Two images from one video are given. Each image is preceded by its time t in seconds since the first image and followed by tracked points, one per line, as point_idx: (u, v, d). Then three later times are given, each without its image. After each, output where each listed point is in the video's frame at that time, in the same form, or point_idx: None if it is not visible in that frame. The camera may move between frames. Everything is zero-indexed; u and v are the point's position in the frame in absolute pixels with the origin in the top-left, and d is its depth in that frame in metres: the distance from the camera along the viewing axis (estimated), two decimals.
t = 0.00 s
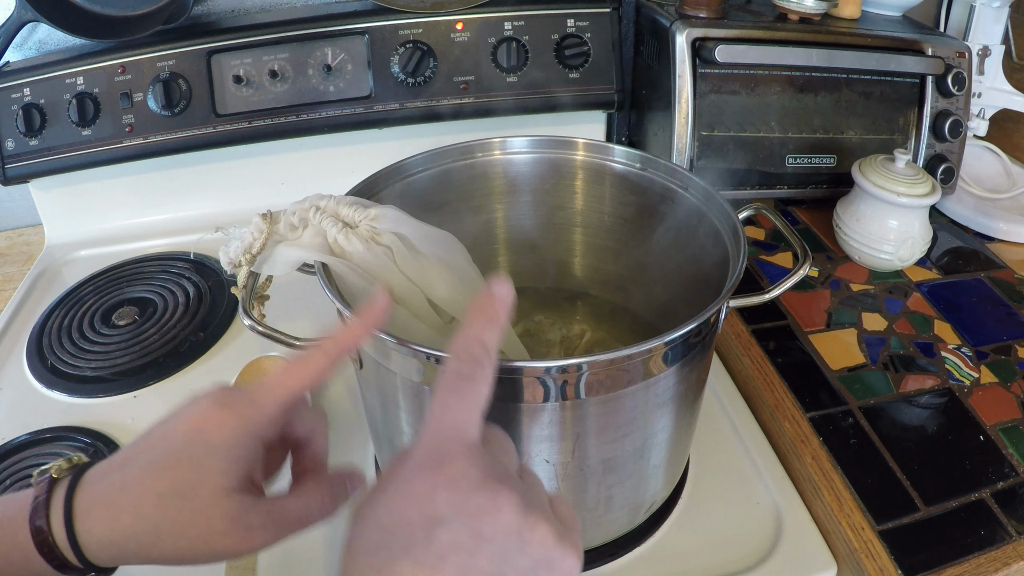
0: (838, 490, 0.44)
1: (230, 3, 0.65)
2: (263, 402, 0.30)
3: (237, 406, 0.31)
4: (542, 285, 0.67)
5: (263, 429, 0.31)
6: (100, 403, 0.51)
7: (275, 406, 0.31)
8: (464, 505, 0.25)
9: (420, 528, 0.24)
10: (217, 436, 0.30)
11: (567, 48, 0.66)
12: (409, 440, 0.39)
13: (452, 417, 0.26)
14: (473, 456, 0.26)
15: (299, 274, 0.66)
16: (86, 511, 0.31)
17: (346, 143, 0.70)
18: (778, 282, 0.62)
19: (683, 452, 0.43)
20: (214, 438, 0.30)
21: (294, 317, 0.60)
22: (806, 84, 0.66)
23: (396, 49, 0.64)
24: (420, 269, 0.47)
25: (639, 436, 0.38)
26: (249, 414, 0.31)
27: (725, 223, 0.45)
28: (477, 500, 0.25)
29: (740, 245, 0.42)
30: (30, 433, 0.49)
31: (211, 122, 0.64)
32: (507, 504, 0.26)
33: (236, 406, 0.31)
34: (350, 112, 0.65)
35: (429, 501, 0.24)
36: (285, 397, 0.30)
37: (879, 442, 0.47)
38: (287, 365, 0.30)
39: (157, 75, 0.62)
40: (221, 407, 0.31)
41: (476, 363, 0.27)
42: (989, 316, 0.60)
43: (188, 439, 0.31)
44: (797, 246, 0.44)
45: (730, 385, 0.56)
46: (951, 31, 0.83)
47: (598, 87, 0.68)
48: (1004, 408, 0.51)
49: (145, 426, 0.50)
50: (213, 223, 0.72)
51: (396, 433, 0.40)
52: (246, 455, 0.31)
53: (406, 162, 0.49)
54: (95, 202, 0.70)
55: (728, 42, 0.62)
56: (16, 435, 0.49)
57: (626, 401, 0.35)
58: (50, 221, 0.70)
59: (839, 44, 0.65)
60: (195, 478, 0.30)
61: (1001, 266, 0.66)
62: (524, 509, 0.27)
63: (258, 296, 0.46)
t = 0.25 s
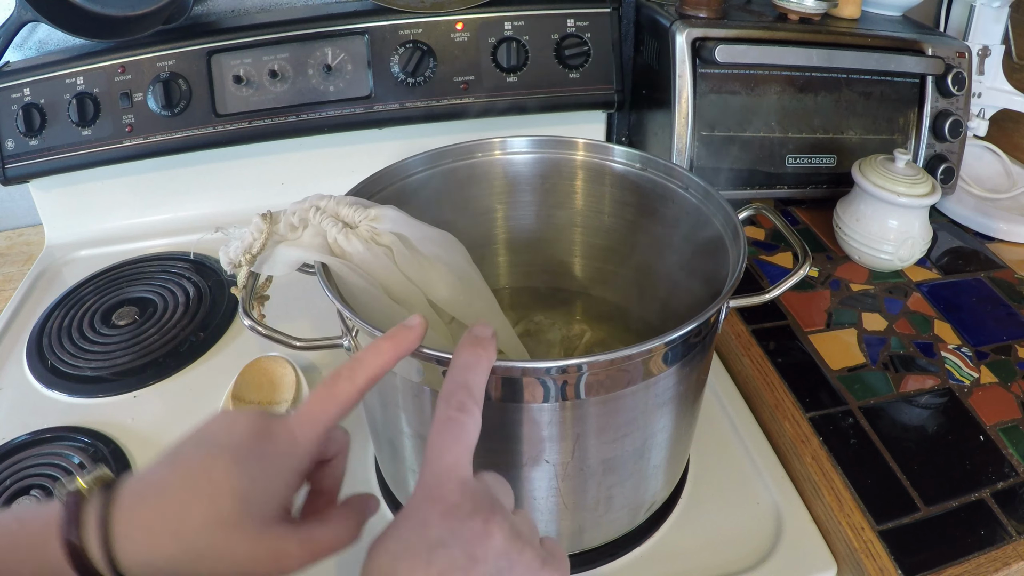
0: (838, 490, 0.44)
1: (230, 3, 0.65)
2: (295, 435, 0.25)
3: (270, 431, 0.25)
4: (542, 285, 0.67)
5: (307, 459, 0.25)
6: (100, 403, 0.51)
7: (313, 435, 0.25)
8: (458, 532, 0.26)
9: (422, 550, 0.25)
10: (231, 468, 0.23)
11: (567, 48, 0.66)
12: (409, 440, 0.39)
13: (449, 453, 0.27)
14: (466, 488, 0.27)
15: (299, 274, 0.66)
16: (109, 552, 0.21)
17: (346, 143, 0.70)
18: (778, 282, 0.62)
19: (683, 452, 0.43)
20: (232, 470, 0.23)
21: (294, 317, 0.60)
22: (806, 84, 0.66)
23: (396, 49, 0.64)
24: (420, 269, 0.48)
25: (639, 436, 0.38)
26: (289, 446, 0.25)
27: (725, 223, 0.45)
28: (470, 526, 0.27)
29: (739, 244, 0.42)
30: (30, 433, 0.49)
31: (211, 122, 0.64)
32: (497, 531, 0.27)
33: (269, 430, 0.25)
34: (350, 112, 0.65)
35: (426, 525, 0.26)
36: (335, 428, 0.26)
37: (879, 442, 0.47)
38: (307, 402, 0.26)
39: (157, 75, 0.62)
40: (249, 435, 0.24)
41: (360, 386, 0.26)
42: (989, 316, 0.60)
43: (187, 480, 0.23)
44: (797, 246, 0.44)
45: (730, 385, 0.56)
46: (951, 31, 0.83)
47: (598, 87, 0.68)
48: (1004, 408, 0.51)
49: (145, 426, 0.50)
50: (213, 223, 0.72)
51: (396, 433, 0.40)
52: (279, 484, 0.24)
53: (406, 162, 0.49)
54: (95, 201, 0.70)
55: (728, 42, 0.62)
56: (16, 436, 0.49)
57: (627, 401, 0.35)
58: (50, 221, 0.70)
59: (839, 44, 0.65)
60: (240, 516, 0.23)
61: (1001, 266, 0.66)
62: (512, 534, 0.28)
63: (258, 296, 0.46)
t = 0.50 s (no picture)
0: (838, 489, 0.44)
1: (230, 3, 0.65)
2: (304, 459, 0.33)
3: (277, 460, 0.33)
4: (542, 285, 0.67)
5: (306, 482, 0.33)
6: (100, 403, 0.51)
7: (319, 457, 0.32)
8: (465, 535, 0.28)
9: (430, 552, 0.28)
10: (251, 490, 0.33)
11: (567, 48, 0.66)
12: (409, 441, 0.39)
13: (455, 461, 0.29)
14: (472, 490, 0.30)
15: (299, 274, 0.66)
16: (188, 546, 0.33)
17: (346, 143, 0.70)
18: (778, 282, 0.62)
19: (683, 452, 0.43)
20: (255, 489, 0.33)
21: (294, 317, 0.60)
22: (806, 84, 0.67)
23: (396, 49, 0.64)
24: (420, 269, 0.48)
25: (639, 436, 0.38)
26: (291, 473, 0.33)
27: (725, 223, 0.45)
28: (476, 529, 0.29)
29: (740, 245, 0.42)
30: (30, 433, 0.49)
31: (211, 123, 0.64)
32: (504, 531, 0.29)
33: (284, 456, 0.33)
34: (351, 112, 0.65)
35: (433, 528, 0.29)
36: (332, 448, 0.32)
37: (879, 442, 0.47)
38: (322, 416, 0.32)
39: (157, 75, 0.62)
40: (267, 458, 0.33)
41: (360, 398, 0.31)
42: (989, 316, 0.60)
43: (229, 492, 0.33)
44: (797, 246, 0.44)
45: (730, 385, 0.56)
46: (951, 31, 0.83)
47: (598, 88, 0.68)
48: (1004, 408, 0.51)
49: (146, 426, 0.50)
50: (213, 223, 0.72)
51: (396, 434, 0.40)
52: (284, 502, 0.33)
53: (406, 162, 0.49)
54: (95, 201, 0.70)
55: (728, 42, 0.62)
56: (16, 435, 0.49)
57: (626, 401, 0.35)
58: (49, 221, 0.70)
59: (839, 45, 0.65)
60: (261, 531, 0.32)
61: (1001, 266, 0.66)
62: (518, 534, 0.30)
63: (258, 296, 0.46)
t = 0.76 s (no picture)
0: (838, 489, 0.44)
1: (230, 3, 0.65)
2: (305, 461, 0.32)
3: (279, 462, 0.33)
4: (543, 286, 0.67)
5: (309, 483, 0.33)
6: (100, 403, 0.51)
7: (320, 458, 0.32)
8: (467, 536, 0.28)
9: (432, 554, 0.28)
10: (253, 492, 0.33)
11: (567, 48, 0.66)
12: (409, 441, 0.39)
13: (456, 462, 0.29)
14: (473, 491, 0.30)
15: (299, 274, 0.66)
16: (186, 548, 0.33)
17: (347, 143, 0.70)
18: (778, 282, 0.62)
19: (683, 452, 0.43)
20: (257, 491, 0.33)
21: (294, 317, 0.60)
22: (806, 84, 0.66)
23: (396, 49, 0.63)
24: (420, 270, 0.48)
25: (639, 436, 0.38)
26: (293, 475, 0.33)
27: (725, 223, 0.45)
28: (478, 530, 0.29)
29: (739, 245, 0.42)
30: (30, 433, 0.49)
31: (211, 123, 0.64)
32: (505, 532, 0.29)
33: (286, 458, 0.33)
34: (351, 112, 0.65)
35: (435, 530, 0.29)
36: (332, 449, 0.32)
37: (879, 443, 0.47)
38: (322, 419, 0.32)
39: (157, 75, 0.62)
40: (269, 460, 0.33)
41: (361, 397, 0.31)
42: (989, 316, 0.60)
43: (232, 495, 0.33)
44: (797, 246, 0.44)
45: (730, 385, 0.56)
46: (951, 31, 0.83)
47: (598, 88, 0.68)
48: (1004, 408, 0.51)
49: (146, 426, 0.50)
50: (213, 223, 0.72)
51: (396, 434, 0.40)
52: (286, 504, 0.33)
53: (406, 162, 0.49)
54: (95, 201, 0.70)
55: (728, 42, 0.62)
56: (16, 435, 0.49)
57: (626, 401, 0.35)
58: (50, 221, 0.70)
59: (839, 45, 0.65)
60: (263, 533, 0.32)
61: (1001, 266, 0.66)
62: (520, 535, 0.30)
63: (258, 296, 0.46)
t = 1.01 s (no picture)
0: (838, 489, 0.44)
1: (230, 3, 0.65)
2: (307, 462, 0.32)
3: (280, 464, 0.33)
4: (543, 286, 0.67)
5: (310, 484, 0.33)
6: (100, 403, 0.51)
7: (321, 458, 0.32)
8: (469, 536, 0.28)
9: (433, 555, 0.28)
10: (256, 493, 0.33)
11: (567, 48, 0.66)
12: (409, 441, 0.39)
13: (457, 462, 0.29)
14: (474, 491, 0.30)
15: (299, 274, 0.66)
16: (185, 550, 0.33)
17: (347, 143, 0.70)
18: (778, 282, 0.62)
19: (683, 452, 0.43)
20: (260, 493, 0.33)
21: (294, 317, 0.60)
22: (806, 84, 0.66)
23: (396, 49, 0.63)
24: (420, 270, 0.48)
25: (639, 436, 0.38)
26: (295, 477, 0.33)
27: (724, 223, 0.45)
28: (479, 530, 0.29)
29: (739, 245, 0.42)
30: (30, 433, 0.49)
31: (211, 123, 0.64)
32: (506, 532, 0.29)
33: (287, 459, 0.33)
34: (351, 112, 0.65)
35: (436, 530, 0.29)
36: (333, 450, 0.32)
37: (879, 442, 0.47)
38: (322, 420, 0.32)
39: (157, 74, 0.62)
40: (270, 462, 0.33)
41: (361, 398, 0.31)
42: (989, 316, 0.60)
43: (234, 497, 0.33)
44: (797, 246, 0.44)
45: (730, 385, 0.56)
46: (951, 31, 0.83)
47: (598, 88, 0.68)
48: (1004, 408, 0.51)
49: (145, 426, 0.50)
50: (213, 223, 0.72)
51: (396, 434, 0.40)
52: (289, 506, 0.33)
53: (406, 162, 0.49)
54: (95, 201, 0.70)
55: (728, 42, 0.62)
56: (16, 435, 0.49)
57: (626, 401, 0.35)
58: (49, 221, 0.70)
59: (839, 45, 0.65)
60: (266, 534, 0.32)
61: (1001, 266, 0.66)
62: (521, 536, 0.30)
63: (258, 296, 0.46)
